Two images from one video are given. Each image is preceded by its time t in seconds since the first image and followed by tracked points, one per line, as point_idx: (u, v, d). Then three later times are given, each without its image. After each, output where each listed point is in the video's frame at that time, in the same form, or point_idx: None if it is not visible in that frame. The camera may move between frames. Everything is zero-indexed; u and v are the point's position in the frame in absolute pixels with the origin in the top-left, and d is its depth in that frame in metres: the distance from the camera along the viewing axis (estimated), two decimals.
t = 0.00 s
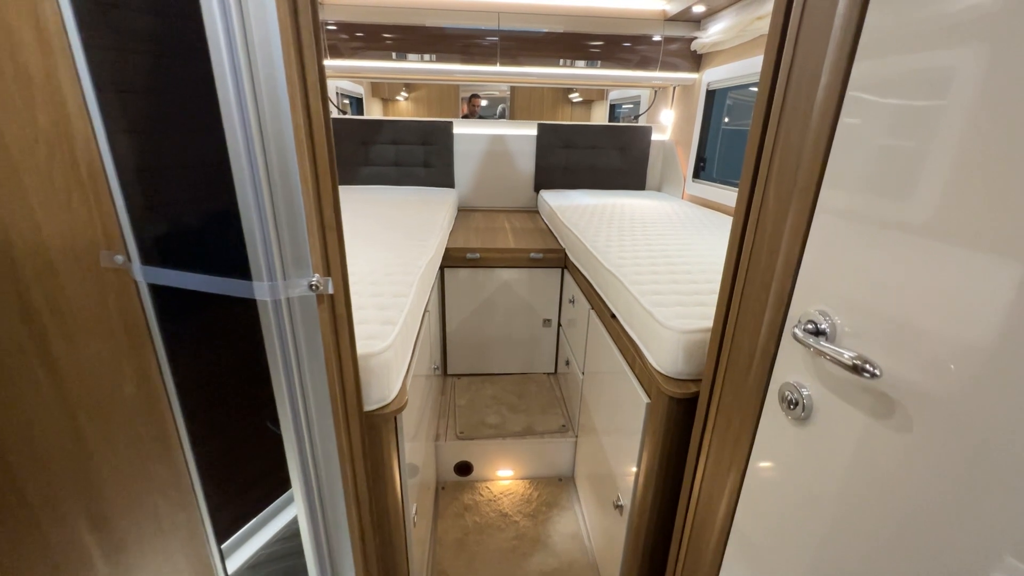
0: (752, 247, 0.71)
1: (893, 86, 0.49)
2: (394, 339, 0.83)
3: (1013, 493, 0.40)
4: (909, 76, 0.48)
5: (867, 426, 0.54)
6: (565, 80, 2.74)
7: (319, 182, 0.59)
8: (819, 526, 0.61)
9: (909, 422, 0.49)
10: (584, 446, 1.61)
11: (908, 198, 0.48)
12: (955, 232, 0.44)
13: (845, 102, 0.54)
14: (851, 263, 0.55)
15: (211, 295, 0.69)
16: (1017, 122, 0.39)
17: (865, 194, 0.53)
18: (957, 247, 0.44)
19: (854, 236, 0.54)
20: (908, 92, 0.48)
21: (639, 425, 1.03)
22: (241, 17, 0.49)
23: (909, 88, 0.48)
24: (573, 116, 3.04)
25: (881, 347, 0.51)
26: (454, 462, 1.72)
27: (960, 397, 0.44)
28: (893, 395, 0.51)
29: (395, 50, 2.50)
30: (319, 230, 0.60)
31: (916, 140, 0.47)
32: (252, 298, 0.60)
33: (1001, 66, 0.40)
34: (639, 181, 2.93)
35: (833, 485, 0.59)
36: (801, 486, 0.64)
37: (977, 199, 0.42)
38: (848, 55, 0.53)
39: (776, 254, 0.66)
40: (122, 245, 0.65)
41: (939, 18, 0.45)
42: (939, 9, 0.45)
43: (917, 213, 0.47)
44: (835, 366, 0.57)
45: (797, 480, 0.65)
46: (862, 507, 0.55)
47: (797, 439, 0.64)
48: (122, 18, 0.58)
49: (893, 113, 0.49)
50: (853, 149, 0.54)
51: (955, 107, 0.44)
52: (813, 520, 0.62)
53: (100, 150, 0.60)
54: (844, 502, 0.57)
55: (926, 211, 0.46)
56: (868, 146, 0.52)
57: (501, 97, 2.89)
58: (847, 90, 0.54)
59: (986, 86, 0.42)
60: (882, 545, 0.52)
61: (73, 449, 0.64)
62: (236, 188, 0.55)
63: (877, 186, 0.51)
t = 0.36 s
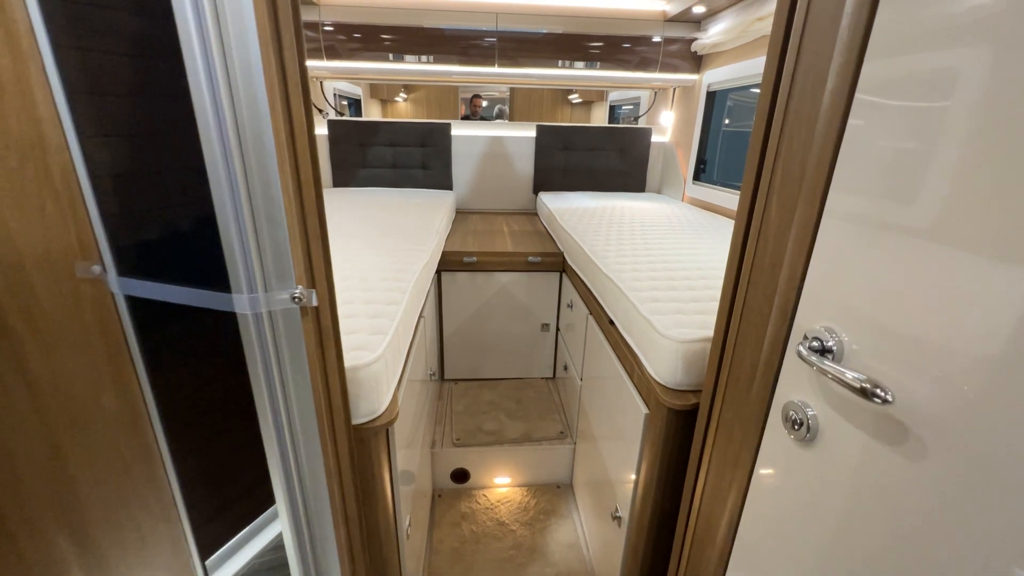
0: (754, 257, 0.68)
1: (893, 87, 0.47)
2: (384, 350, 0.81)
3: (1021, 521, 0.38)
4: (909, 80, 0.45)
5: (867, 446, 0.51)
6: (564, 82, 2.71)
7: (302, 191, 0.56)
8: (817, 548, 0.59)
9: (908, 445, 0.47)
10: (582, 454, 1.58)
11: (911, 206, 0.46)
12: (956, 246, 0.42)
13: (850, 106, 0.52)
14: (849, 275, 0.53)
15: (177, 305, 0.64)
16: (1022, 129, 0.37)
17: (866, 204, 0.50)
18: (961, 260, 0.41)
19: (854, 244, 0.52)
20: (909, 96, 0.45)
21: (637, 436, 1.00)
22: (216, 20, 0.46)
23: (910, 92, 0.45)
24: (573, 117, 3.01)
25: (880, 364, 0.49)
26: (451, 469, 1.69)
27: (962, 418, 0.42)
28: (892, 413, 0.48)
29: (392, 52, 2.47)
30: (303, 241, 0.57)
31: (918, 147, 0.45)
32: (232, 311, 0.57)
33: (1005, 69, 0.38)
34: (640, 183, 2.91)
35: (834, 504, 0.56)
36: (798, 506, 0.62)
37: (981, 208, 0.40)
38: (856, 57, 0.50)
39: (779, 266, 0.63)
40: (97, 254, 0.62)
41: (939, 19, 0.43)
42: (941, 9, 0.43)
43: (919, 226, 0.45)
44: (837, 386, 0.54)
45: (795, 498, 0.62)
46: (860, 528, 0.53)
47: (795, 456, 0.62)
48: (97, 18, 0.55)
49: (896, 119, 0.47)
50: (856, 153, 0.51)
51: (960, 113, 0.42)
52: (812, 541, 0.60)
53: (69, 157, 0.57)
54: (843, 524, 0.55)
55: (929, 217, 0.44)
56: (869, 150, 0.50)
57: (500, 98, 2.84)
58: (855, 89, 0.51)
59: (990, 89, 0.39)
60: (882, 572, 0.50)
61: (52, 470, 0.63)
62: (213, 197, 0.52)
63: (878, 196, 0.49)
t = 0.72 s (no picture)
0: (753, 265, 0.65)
1: (893, 91, 0.45)
2: (373, 360, 0.79)
3: None
4: (909, 85, 0.43)
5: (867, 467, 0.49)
6: (563, 83, 2.69)
7: (281, 200, 0.54)
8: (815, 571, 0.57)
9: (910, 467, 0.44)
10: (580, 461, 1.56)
11: (914, 217, 0.43)
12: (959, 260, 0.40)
13: (852, 111, 0.49)
14: (849, 288, 0.50)
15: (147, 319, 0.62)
16: None
17: (866, 214, 0.48)
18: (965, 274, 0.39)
19: (853, 254, 0.50)
20: (911, 101, 0.43)
21: (634, 447, 0.97)
22: (187, 24, 0.44)
23: (912, 96, 0.43)
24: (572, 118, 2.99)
25: (881, 382, 0.47)
26: (447, 476, 1.67)
27: (965, 441, 0.39)
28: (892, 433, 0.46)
29: (389, 53, 2.45)
30: (283, 252, 0.55)
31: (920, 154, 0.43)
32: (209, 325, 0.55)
33: (1008, 72, 0.36)
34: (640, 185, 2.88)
35: (831, 522, 0.54)
36: (795, 526, 0.59)
37: (986, 222, 0.38)
38: (858, 60, 0.48)
39: (778, 277, 0.61)
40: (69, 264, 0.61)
41: (941, 19, 0.40)
42: (943, 9, 0.40)
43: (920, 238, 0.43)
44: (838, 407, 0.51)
45: (792, 517, 0.60)
46: (860, 552, 0.50)
47: (792, 474, 0.59)
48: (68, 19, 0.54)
49: (899, 125, 0.44)
50: (857, 159, 0.49)
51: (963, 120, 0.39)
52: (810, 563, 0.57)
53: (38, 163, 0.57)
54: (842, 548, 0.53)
55: (932, 230, 0.42)
56: (870, 155, 0.47)
57: (501, 99, 2.82)
58: (860, 92, 0.48)
59: (992, 92, 0.37)
60: None
61: (30, 485, 0.64)
62: (186, 207, 0.50)
63: (878, 206, 0.47)
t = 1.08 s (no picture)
0: (754, 275, 0.63)
1: (896, 97, 0.43)
2: (360, 371, 0.76)
3: None
4: (913, 91, 0.41)
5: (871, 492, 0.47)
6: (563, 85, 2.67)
7: (260, 207, 0.51)
8: None
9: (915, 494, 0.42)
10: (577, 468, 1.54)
11: (920, 231, 0.41)
12: (966, 276, 0.37)
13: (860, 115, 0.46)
14: (851, 303, 0.48)
15: (122, 331, 0.60)
16: None
17: (869, 226, 0.46)
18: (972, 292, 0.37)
19: (856, 267, 0.47)
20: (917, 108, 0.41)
21: (632, 459, 0.95)
22: (154, 22, 0.42)
23: (917, 102, 0.41)
24: (572, 120, 2.96)
25: (884, 403, 0.45)
26: (443, 484, 1.64)
27: (972, 469, 0.37)
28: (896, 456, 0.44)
29: (387, 53, 2.43)
30: (263, 262, 0.53)
31: (925, 164, 0.41)
32: (184, 339, 0.53)
33: (1019, 75, 0.34)
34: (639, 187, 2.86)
35: (833, 546, 0.52)
36: (795, 548, 0.57)
37: (995, 238, 0.36)
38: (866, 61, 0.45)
39: (780, 289, 0.58)
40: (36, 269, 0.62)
41: (946, 21, 0.38)
42: (948, 11, 0.38)
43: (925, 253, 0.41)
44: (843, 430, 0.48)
45: (792, 539, 0.57)
46: None
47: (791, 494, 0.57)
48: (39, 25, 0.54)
49: (907, 131, 0.42)
50: (863, 166, 0.46)
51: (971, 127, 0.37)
52: None
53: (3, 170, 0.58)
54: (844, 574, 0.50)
55: (938, 245, 0.40)
56: (875, 162, 0.45)
57: (501, 100, 2.86)
58: (869, 96, 0.45)
59: (1001, 97, 0.35)
60: None
61: None
62: (158, 216, 0.48)
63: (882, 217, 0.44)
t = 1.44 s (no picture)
0: (759, 283, 0.60)
1: (902, 99, 0.41)
2: (352, 380, 0.74)
3: None
4: (918, 94, 0.39)
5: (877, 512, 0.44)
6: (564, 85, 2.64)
7: (242, 212, 0.49)
8: None
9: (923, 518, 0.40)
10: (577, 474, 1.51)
11: (928, 242, 0.39)
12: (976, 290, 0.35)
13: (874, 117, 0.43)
14: (856, 315, 0.46)
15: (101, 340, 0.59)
16: None
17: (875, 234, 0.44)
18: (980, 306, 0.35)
19: (862, 279, 0.45)
20: (926, 111, 0.39)
21: (632, 469, 0.92)
22: (127, 16, 0.40)
23: (925, 105, 0.39)
24: (573, 121, 2.94)
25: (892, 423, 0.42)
26: (441, 489, 1.61)
27: (982, 494, 0.35)
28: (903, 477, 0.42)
29: (386, 54, 2.41)
30: (246, 268, 0.50)
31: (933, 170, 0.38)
32: (164, 350, 0.51)
33: None
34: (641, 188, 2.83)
35: (837, 568, 0.49)
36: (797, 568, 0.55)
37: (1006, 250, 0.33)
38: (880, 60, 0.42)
39: (786, 298, 0.56)
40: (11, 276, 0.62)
41: (954, 21, 0.36)
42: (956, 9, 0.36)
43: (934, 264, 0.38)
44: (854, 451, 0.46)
45: (795, 558, 0.55)
46: None
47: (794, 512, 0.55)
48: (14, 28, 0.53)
49: (920, 136, 0.39)
50: (876, 173, 0.43)
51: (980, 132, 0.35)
52: None
53: None
54: None
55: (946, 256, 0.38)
56: (885, 169, 0.42)
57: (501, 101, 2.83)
58: (884, 98, 0.42)
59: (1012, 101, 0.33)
60: None
61: None
62: (136, 221, 0.46)
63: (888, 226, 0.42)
